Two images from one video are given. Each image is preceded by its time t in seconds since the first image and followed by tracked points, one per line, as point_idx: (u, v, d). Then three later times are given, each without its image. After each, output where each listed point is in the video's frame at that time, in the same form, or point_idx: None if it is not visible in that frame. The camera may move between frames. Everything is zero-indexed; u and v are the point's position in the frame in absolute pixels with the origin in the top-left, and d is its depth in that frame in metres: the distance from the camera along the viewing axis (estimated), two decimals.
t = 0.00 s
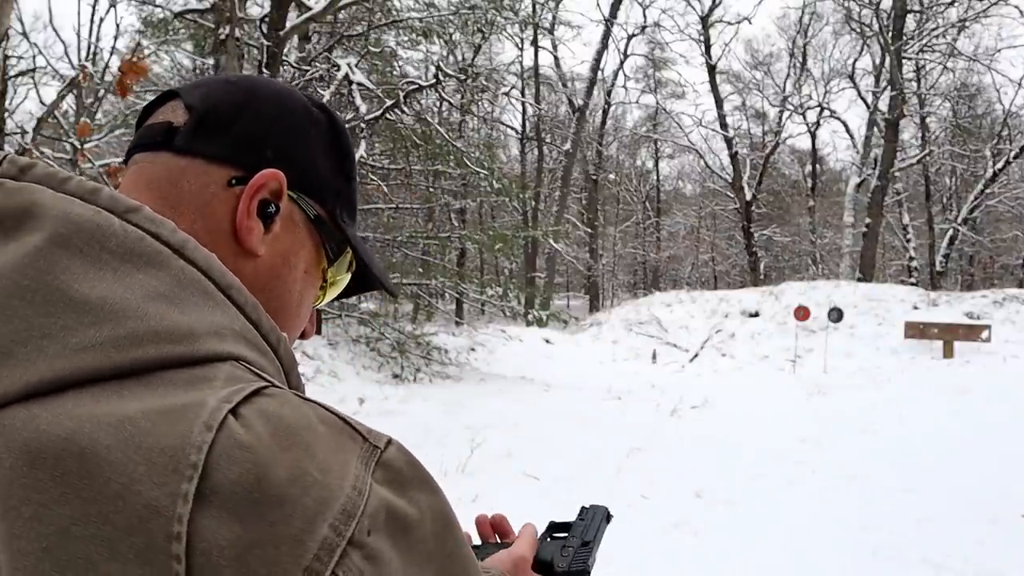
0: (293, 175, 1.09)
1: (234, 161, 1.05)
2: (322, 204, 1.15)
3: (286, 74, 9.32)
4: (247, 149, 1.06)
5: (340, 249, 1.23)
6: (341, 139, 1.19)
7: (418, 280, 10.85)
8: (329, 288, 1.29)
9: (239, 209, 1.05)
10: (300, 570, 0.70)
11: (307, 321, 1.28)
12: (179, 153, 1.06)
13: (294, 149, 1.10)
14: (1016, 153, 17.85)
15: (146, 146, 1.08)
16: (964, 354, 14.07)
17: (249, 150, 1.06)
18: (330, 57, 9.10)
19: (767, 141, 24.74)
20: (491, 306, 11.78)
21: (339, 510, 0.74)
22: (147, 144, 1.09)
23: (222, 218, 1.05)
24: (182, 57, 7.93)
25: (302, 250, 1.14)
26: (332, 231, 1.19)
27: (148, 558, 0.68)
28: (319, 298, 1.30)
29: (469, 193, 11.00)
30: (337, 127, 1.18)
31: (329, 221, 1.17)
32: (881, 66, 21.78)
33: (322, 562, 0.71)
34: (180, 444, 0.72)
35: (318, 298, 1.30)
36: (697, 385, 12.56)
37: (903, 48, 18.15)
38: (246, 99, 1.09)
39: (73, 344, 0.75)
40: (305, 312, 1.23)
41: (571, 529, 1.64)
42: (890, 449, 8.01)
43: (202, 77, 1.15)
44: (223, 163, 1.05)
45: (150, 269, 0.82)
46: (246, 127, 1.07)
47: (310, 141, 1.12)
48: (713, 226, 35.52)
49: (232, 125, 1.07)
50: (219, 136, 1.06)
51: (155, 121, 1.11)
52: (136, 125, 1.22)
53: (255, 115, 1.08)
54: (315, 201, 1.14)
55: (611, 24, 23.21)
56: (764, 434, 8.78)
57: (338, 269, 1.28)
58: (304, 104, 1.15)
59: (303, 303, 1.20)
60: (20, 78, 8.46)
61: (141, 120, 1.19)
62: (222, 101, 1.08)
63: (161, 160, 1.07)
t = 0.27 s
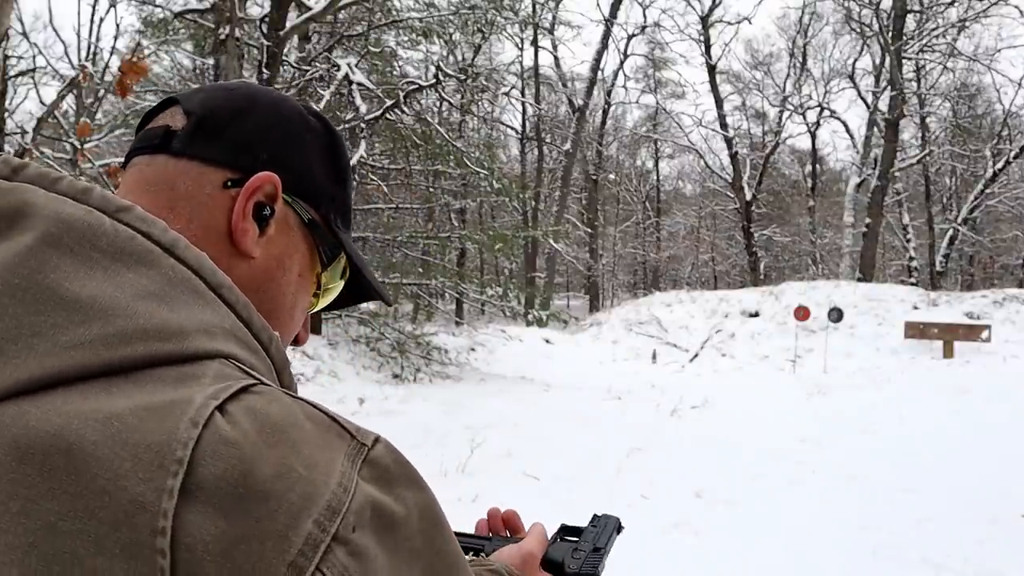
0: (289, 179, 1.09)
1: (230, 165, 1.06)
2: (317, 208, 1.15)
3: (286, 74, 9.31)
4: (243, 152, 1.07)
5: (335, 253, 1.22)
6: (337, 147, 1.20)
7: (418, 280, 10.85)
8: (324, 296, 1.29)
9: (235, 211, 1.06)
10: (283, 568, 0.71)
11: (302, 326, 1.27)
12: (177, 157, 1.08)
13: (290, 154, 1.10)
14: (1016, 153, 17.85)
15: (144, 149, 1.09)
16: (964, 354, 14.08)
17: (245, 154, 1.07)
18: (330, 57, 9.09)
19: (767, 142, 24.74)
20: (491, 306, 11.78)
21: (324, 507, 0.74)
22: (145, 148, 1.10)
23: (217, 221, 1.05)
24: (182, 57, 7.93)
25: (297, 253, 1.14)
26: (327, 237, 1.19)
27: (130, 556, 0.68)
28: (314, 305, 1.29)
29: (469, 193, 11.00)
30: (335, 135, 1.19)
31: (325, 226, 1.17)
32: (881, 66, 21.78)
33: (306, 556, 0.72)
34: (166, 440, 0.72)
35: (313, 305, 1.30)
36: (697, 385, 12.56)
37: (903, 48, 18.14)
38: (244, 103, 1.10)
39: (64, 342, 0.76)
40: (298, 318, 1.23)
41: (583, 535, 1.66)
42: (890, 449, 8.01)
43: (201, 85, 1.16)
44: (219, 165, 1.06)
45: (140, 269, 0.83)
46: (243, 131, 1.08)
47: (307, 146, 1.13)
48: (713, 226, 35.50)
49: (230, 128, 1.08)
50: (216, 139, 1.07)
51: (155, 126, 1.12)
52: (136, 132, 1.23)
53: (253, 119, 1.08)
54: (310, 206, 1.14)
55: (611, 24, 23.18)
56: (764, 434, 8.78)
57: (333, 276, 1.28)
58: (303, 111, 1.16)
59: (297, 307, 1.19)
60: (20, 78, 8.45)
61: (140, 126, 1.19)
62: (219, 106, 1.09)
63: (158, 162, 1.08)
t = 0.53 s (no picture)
0: (279, 175, 1.10)
1: (218, 163, 1.07)
2: (307, 206, 1.15)
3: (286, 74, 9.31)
4: (233, 150, 1.08)
5: (326, 250, 1.22)
6: (326, 148, 1.20)
7: (418, 280, 10.84)
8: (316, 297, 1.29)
9: (224, 209, 1.06)
10: (268, 564, 0.71)
11: (295, 326, 1.27)
12: (166, 156, 1.08)
13: (279, 151, 1.11)
14: (1016, 153, 17.86)
15: (134, 151, 1.10)
16: (963, 354, 14.09)
17: (233, 152, 1.08)
18: (331, 58, 9.09)
19: (767, 142, 24.73)
20: (491, 306, 11.77)
21: (311, 501, 0.75)
22: (136, 150, 1.11)
23: (206, 218, 1.06)
24: (182, 57, 7.93)
25: (288, 250, 1.15)
26: (318, 234, 1.19)
27: (118, 549, 0.68)
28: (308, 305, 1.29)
29: (469, 193, 11.00)
30: (325, 136, 1.20)
31: (316, 223, 1.17)
32: (881, 66, 21.78)
33: (294, 549, 0.72)
34: (154, 434, 0.73)
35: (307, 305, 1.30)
36: (697, 385, 12.55)
37: (903, 48, 18.14)
38: (232, 104, 1.11)
39: (52, 338, 0.76)
40: (290, 318, 1.23)
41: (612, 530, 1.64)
42: (890, 450, 8.01)
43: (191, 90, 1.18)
44: (208, 163, 1.07)
45: (131, 268, 0.84)
46: (232, 130, 1.09)
47: (296, 144, 1.14)
48: (713, 226, 35.49)
49: (219, 127, 1.09)
50: (205, 138, 1.08)
51: (147, 127, 1.13)
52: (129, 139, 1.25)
53: (240, 118, 1.10)
54: (299, 204, 1.14)
55: (611, 24, 23.17)
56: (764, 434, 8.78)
57: (326, 276, 1.27)
58: (292, 111, 1.17)
59: (289, 305, 1.19)
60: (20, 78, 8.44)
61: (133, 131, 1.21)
62: (208, 107, 1.11)
63: (148, 163, 1.09)
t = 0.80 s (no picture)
0: (265, 183, 1.10)
1: (207, 168, 1.06)
2: (292, 211, 1.15)
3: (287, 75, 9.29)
4: (221, 154, 1.07)
5: (309, 253, 1.22)
6: (308, 153, 1.20)
7: (418, 280, 10.82)
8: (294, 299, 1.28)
9: (213, 213, 1.05)
10: (245, 539, 0.71)
11: (275, 327, 1.27)
12: (154, 160, 1.06)
13: (265, 156, 1.10)
14: (1016, 153, 17.85)
15: (121, 155, 1.08)
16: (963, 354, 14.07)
17: (221, 158, 1.07)
18: (330, 58, 9.07)
19: (768, 142, 24.71)
20: (491, 306, 11.75)
21: (287, 475, 0.74)
22: (121, 154, 1.08)
23: (196, 224, 1.04)
24: (182, 57, 7.92)
25: (271, 253, 1.14)
26: (301, 239, 1.19)
27: (95, 529, 0.68)
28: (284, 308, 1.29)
29: (469, 193, 10.99)
30: (304, 143, 1.20)
31: (299, 227, 1.16)
32: (881, 66, 21.75)
33: (271, 521, 0.72)
34: (127, 414, 0.72)
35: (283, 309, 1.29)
36: (697, 386, 12.53)
37: (903, 48, 18.12)
38: (217, 110, 1.10)
39: (27, 327, 0.76)
40: (272, 319, 1.22)
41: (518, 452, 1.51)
42: (890, 450, 7.99)
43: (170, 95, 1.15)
44: (195, 167, 1.05)
45: (109, 259, 0.83)
46: (219, 136, 1.07)
47: (280, 151, 1.13)
48: (713, 226, 35.47)
49: (206, 132, 1.08)
50: (192, 143, 1.07)
51: (130, 133, 1.11)
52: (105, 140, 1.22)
53: (228, 122, 1.09)
54: (284, 208, 1.14)
55: (611, 24, 23.16)
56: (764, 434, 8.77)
57: (304, 278, 1.27)
58: (273, 117, 1.16)
59: (270, 308, 1.18)
60: (20, 78, 8.43)
61: (112, 133, 1.18)
62: (193, 113, 1.09)
63: (132, 167, 1.07)
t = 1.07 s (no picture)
0: (257, 184, 1.10)
1: (199, 170, 1.05)
2: (283, 212, 1.15)
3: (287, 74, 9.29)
4: (213, 157, 1.07)
5: (300, 255, 1.22)
6: (296, 159, 1.20)
7: (418, 280, 10.81)
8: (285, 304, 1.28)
9: (207, 213, 1.05)
10: (213, 519, 0.69)
11: (269, 330, 1.26)
12: (148, 165, 1.06)
13: (256, 159, 1.11)
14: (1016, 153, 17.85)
15: (114, 162, 1.07)
16: (963, 354, 14.07)
17: (213, 160, 1.06)
18: (330, 58, 9.07)
19: (768, 142, 24.70)
20: (491, 306, 11.74)
21: (259, 455, 0.73)
22: (114, 161, 1.08)
23: (191, 225, 1.04)
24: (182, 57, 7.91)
25: (264, 255, 1.13)
26: (293, 240, 1.19)
27: (65, 512, 0.67)
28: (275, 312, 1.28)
29: (469, 193, 10.98)
30: (291, 149, 1.20)
31: (289, 228, 1.17)
32: (881, 66, 21.76)
33: (240, 502, 0.70)
34: (99, 397, 0.71)
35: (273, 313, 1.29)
36: (697, 386, 12.52)
37: (903, 48, 18.12)
38: (208, 115, 1.10)
39: (8, 317, 0.76)
40: (264, 321, 1.21)
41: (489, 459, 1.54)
42: (890, 449, 7.98)
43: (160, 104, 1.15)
44: (188, 169, 1.05)
45: (93, 251, 0.83)
46: (211, 139, 1.07)
47: (271, 154, 1.14)
48: (713, 226, 35.46)
49: (198, 136, 1.08)
50: (186, 147, 1.06)
51: (122, 140, 1.11)
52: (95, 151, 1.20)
53: (219, 126, 1.09)
54: (275, 209, 1.14)
55: (611, 24, 23.18)
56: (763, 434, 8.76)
57: (294, 280, 1.27)
58: (262, 122, 1.17)
59: (263, 310, 1.18)
60: (20, 78, 8.42)
61: (102, 145, 1.17)
62: (184, 120, 1.09)
63: (125, 171, 1.06)
